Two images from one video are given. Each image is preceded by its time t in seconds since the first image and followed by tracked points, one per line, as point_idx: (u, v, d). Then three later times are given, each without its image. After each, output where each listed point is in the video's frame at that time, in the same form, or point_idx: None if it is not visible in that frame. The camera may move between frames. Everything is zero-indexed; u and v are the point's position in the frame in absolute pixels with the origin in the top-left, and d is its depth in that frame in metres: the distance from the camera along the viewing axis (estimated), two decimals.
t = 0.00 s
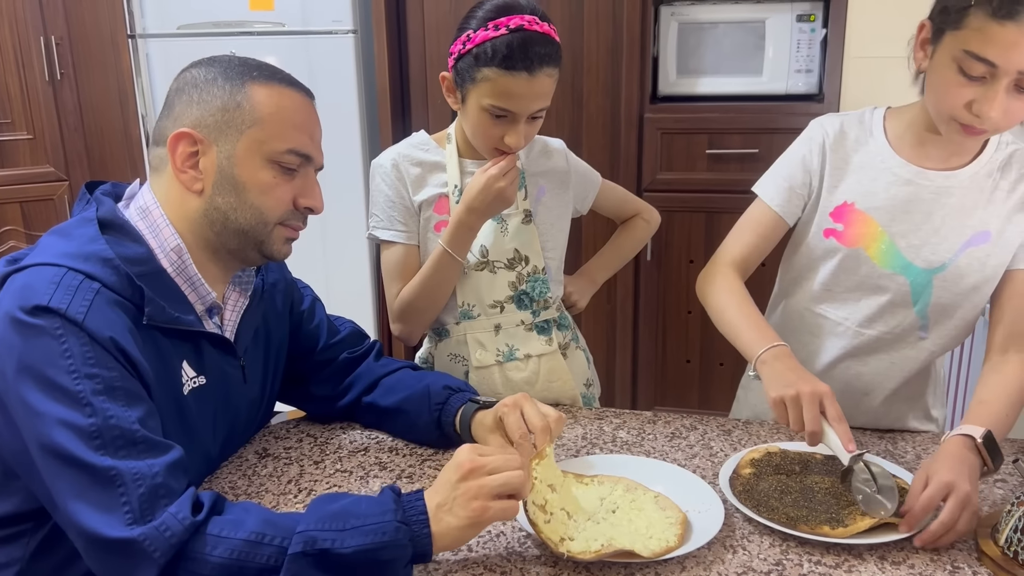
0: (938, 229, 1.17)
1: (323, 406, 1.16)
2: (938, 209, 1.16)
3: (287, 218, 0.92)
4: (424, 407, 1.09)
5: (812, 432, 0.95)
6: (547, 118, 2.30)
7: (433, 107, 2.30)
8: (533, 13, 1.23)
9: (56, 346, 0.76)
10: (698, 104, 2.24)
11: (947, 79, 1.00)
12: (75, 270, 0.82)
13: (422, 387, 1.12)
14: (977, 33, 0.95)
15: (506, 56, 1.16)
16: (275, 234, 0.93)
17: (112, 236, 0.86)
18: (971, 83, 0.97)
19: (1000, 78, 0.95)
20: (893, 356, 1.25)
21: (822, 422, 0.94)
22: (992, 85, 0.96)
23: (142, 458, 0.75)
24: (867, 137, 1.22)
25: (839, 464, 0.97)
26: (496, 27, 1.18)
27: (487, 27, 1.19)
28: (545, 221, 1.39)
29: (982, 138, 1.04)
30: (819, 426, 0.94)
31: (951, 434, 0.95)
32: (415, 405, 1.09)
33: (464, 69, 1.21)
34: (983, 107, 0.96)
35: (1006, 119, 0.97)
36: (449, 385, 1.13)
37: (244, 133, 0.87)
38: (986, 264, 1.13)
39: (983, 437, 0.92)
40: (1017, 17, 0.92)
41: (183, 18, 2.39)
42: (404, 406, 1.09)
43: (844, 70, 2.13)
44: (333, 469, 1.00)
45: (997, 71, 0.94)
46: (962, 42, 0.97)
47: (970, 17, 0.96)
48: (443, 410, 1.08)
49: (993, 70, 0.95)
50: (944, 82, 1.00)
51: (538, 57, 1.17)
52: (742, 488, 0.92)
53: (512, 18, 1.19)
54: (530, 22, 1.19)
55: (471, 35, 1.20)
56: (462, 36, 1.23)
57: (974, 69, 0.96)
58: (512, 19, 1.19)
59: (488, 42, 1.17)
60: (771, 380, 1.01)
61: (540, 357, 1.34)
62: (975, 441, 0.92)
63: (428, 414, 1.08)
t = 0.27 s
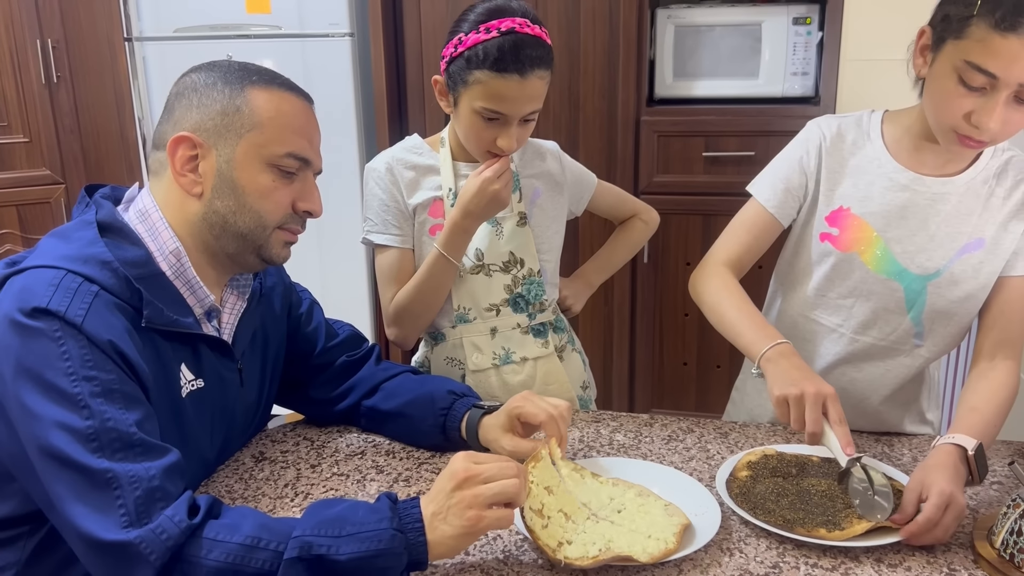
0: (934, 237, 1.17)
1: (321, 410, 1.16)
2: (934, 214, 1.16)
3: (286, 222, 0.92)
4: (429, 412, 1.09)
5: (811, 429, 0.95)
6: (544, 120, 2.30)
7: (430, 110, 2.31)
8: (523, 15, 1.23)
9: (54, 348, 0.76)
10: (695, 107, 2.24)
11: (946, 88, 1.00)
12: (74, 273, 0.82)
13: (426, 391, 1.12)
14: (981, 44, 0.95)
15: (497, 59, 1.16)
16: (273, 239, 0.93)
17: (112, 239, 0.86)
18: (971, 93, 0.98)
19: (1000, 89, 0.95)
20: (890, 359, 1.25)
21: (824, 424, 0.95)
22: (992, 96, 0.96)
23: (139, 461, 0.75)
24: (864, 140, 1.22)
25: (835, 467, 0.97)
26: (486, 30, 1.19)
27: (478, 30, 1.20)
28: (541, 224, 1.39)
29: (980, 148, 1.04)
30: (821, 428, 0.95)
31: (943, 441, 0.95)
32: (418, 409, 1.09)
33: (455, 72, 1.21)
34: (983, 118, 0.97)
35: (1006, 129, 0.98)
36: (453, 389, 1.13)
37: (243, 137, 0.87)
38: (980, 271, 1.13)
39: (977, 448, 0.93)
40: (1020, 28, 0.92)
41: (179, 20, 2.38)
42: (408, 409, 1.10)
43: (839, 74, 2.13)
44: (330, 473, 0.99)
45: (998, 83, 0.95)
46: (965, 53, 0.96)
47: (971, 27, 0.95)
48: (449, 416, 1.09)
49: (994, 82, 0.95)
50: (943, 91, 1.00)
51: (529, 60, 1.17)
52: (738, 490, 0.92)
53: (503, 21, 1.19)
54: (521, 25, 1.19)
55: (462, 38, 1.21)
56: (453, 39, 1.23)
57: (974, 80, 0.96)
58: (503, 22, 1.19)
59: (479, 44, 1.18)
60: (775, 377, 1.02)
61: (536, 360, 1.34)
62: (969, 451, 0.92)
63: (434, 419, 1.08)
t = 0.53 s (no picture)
0: (932, 237, 1.17)
1: (320, 411, 1.16)
2: (932, 216, 1.16)
3: (285, 224, 0.92)
4: (431, 413, 1.09)
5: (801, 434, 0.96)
6: (542, 121, 2.30)
7: (427, 110, 2.31)
8: (522, 16, 1.23)
9: (52, 349, 0.75)
10: (693, 108, 2.24)
11: (941, 91, 1.00)
12: (73, 274, 0.81)
13: (427, 392, 1.12)
14: (976, 47, 0.95)
15: (494, 60, 1.16)
16: (272, 241, 0.93)
17: (111, 241, 0.86)
18: (967, 96, 0.98)
19: (995, 93, 0.95)
20: (887, 360, 1.26)
21: (813, 426, 0.95)
22: (987, 98, 0.96)
23: (137, 463, 0.75)
24: (862, 141, 1.22)
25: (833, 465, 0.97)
26: (484, 30, 1.19)
27: (476, 30, 1.19)
28: (541, 224, 1.39)
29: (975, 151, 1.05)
30: (810, 432, 0.95)
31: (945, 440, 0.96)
32: (420, 410, 1.10)
33: (453, 74, 1.21)
34: (979, 123, 0.97)
35: (1002, 132, 0.98)
36: (454, 390, 1.13)
37: (242, 139, 0.87)
38: (978, 272, 1.13)
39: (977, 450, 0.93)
40: (1015, 31, 0.92)
41: (175, 21, 2.37)
42: (410, 411, 1.10)
43: (835, 75, 2.14)
44: (327, 474, 0.99)
45: (993, 86, 0.95)
46: (959, 56, 0.97)
47: (967, 30, 0.96)
48: (450, 417, 1.09)
49: (989, 85, 0.95)
50: (939, 93, 1.01)
51: (526, 60, 1.17)
52: (732, 487, 0.93)
53: (500, 22, 1.19)
54: (518, 26, 1.19)
55: (460, 39, 1.21)
56: (452, 39, 1.23)
57: (970, 83, 0.96)
58: (500, 22, 1.19)
59: (476, 45, 1.18)
60: (766, 386, 1.02)
61: (534, 361, 1.34)
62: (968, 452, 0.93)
63: (436, 422, 1.09)
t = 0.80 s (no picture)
0: (927, 236, 1.17)
1: (320, 411, 1.15)
2: (927, 215, 1.16)
3: (280, 222, 0.92)
4: (434, 413, 1.09)
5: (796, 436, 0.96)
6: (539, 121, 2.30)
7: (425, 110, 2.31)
8: (522, 13, 1.23)
9: (48, 349, 0.75)
10: (690, 108, 2.25)
11: (936, 90, 1.00)
12: (69, 273, 0.81)
13: (429, 392, 1.12)
14: (969, 48, 0.95)
15: (496, 55, 1.16)
16: (267, 240, 0.92)
17: (107, 241, 0.86)
18: (961, 96, 0.97)
19: (988, 92, 0.95)
20: (884, 360, 1.26)
21: (808, 428, 0.95)
22: (981, 98, 0.96)
23: (133, 463, 0.75)
24: (857, 141, 1.22)
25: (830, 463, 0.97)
26: (485, 26, 1.19)
27: (477, 26, 1.19)
28: (540, 225, 1.39)
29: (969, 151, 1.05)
30: (804, 433, 0.95)
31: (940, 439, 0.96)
32: (422, 410, 1.09)
33: (453, 70, 1.21)
34: (970, 120, 0.97)
35: (996, 132, 0.98)
36: (456, 390, 1.13)
37: (232, 137, 0.86)
38: (973, 270, 1.13)
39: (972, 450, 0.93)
40: (1009, 31, 0.91)
41: (172, 21, 2.36)
42: (411, 410, 1.10)
43: (833, 75, 2.14)
44: (324, 475, 0.99)
45: (987, 86, 0.95)
46: (953, 56, 0.96)
47: (960, 31, 0.96)
48: (453, 416, 1.08)
49: (983, 85, 0.95)
50: (933, 93, 1.00)
51: (527, 56, 1.17)
52: (728, 485, 0.93)
53: (501, 18, 1.19)
54: (519, 22, 1.19)
55: (461, 35, 1.20)
56: (452, 36, 1.23)
57: (964, 83, 0.96)
58: (501, 18, 1.19)
59: (478, 41, 1.17)
60: (763, 385, 1.02)
61: (532, 361, 1.34)
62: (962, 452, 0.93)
63: (439, 420, 1.08)
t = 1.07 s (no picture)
0: (923, 233, 1.17)
1: (319, 410, 1.15)
2: (924, 213, 1.16)
3: (277, 219, 0.92)
4: (436, 413, 1.09)
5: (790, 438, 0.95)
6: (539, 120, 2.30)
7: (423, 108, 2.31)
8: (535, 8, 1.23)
9: (46, 347, 0.75)
10: (690, 106, 2.24)
11: (932, 88, 1.00)
12: (68, 271, 0.81)
13: (430, 392, 1.12)
14: (966, 47, 0.95)
15: (511, 46, 1.15)
16: (264, 237, 0.92)
17: (107, 239, 0.86)
18: (958, 95, 0.97)
19: (984, 92, 0.95)
20: (883, 359, 1.25)
21: (806, 430, 0.95)
22: (978, 97, 0.96)
23: (127, 463, 0.74)
24: (855, 138, 1.22)
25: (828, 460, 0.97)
26: (499, 18, 1.19)
27: (490, 19, 1.19)
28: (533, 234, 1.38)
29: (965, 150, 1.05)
30: (803, 434, 0.95)
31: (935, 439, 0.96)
32: (423, 409, 1.09)
33: (466, 63, 1.21)
34: (965, 118, 0.97)
35: (992, 131, 0.98)
36: (461, 390, 1.13)
37: (227, 135, 0.86)
38: (970, 268, 1.13)
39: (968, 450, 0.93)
40: (1006, 30, 0.91)
41: (172, 20, 2.37)
42: (412, 410, 1.10)
43: (832, 73, 2.14)
44: (323, 473, 0.99)
45: (983, 85, 0.95)
46: (950, 55, 0.96)
47: (957, 29, 0.95)
48: (456, 414, 1.08)
49: (980, 84, 0.95)
50: (930, 91, 1.01)
51: (543, 48, 1.17)
52: (726, 482, 0.93)
53: (515, 10, 1.19)
54: (533, 14, 1.19)
55: (473, 27, 1.20)
56: (464, 30, 1.23)
57: (960, 82, 0.96)
58: (514, 11, 1.19)
59: (491, 33, 1.17)
60: (762, 388, 1.02)
61: (525, 361, 1.35)
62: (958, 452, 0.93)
63: (441, 418, 1.08)
